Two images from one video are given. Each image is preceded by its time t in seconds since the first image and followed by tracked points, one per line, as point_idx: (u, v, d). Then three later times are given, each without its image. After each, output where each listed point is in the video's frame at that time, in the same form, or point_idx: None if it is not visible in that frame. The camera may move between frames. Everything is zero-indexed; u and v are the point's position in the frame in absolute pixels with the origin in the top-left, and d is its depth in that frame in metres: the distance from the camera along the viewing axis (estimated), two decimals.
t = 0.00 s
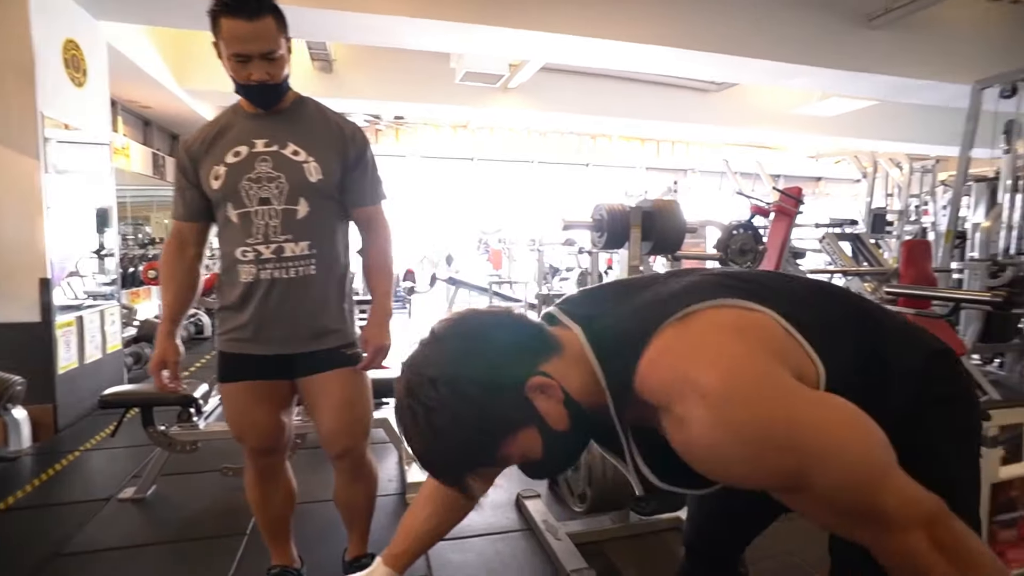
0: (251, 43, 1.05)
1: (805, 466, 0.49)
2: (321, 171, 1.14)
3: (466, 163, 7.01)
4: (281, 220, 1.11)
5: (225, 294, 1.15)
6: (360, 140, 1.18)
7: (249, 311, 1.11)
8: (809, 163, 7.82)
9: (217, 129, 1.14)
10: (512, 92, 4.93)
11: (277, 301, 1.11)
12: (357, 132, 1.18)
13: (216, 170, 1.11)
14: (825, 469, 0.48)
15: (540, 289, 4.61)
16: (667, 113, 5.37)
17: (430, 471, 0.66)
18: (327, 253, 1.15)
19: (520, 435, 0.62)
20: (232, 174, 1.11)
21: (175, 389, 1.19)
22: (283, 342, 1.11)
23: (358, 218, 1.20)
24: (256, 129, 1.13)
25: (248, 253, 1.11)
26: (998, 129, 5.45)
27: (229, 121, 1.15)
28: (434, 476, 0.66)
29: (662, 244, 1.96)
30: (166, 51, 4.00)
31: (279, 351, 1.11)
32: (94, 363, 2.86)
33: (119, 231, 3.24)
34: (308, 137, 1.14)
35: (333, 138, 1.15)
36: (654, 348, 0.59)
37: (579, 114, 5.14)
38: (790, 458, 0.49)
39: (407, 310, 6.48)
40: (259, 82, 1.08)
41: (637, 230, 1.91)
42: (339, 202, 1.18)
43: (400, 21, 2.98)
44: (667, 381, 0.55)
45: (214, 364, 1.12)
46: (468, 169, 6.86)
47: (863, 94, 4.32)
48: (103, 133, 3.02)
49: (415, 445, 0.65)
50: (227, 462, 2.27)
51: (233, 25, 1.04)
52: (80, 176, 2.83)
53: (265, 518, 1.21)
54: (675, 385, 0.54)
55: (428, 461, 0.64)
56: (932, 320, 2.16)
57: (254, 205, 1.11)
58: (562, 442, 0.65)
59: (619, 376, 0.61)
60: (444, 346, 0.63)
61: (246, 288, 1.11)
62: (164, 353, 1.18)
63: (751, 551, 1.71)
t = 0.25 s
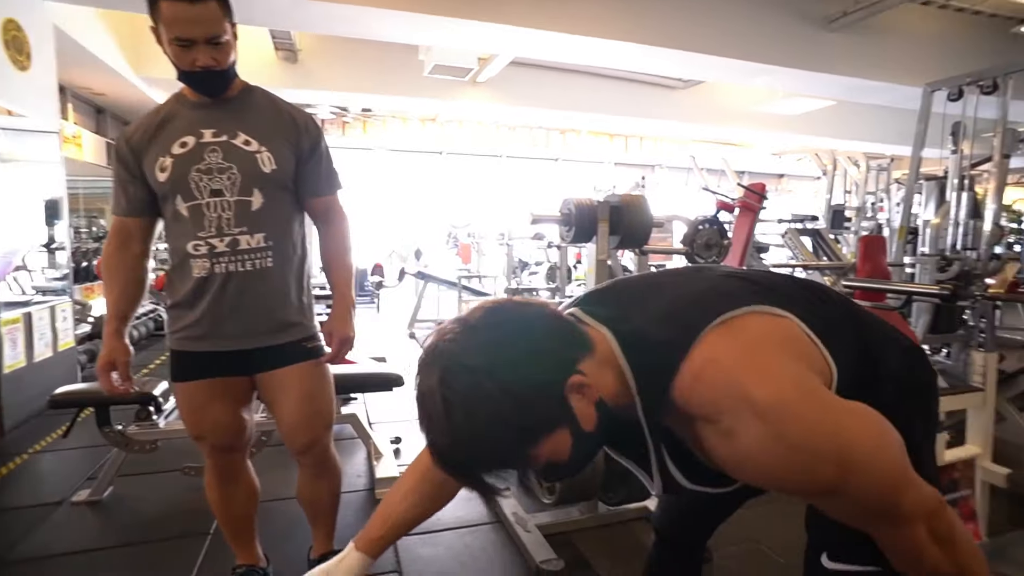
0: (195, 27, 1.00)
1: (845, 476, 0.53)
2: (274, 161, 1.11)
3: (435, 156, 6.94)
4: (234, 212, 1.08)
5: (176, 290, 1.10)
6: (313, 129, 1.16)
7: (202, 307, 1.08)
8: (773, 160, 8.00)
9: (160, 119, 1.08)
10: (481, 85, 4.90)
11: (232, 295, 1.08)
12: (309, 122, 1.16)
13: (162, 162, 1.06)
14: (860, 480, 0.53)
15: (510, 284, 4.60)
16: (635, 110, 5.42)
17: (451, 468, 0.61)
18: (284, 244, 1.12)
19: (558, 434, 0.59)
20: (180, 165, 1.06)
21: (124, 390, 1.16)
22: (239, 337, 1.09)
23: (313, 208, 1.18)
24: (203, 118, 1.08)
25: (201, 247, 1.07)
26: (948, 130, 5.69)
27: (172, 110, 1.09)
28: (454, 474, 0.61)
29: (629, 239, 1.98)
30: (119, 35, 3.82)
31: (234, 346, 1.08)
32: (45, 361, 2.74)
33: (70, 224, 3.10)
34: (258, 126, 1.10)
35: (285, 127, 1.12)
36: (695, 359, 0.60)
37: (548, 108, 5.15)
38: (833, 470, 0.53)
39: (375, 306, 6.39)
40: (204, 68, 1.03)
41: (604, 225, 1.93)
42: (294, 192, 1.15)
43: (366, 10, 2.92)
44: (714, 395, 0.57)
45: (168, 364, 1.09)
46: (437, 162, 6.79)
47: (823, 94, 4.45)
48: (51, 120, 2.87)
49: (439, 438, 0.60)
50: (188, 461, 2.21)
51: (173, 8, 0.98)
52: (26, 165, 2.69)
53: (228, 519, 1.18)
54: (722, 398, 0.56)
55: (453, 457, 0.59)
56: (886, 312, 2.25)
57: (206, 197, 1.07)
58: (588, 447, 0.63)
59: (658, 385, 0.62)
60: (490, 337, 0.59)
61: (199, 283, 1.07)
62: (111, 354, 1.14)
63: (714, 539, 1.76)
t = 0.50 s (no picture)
0: (165, 9, 0.98)
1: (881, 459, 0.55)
2: (253, 149, 1.09)
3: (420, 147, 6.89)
4: (214, 202, 1.06)
5: (155, 282, 1.08)
6: (290, 117, 1.15)
7: (183, 298, 1.06)
8: (756, 151, 8.07)
9: (131, 108, 1.06)
10: (466, 75, 4.87)
11: (214, 285, 1.07)
12: (286, 110, 1.15)
13: (136, 151, 1.04)
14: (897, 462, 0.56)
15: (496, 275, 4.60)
16: (620, 101, 5.43)
17: (498, 427, 0.56)
18: (265, 233, 1.11)
19: (615, 402, 0.55)
20: (155, 154, 1.04)
21: (109, 386, 1.14)
22: (221, 328, 1.07)
23: (292, 196, 1.17)
24: (177, 106, 1.06)
25: (182, 237, 1.05)
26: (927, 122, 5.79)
27: (142, 97, 1.06)
28: (501, 433, 0.56)
29: (615, 228, 1.99)
30: (94, 22, 3.73)
31: (216, 338, 1.07)
32: (23, 357, 2.68)
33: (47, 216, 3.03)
34: (235, 113, 1.09)
35: (261, 115, 1.11)
36: (740, 341, 0.60)
37: (533, 99, 5.13)
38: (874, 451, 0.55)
39: (361, 298, 6.35)
40: (176, 53, 1.01)
41: (590, 214, 1.94)
42: (273, 181, 1.14)
43: None
44: (762, 375, 0.57)
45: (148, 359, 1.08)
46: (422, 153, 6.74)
47: (805, 86, 4.49)
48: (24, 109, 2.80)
49: (491, 392, 0.55)
50: (172, 455, 2.19)
51: None
52: None
53: (215, 514, 1.18)
54: (770, 379, 0.56)
55: (504, 415, 0.54)
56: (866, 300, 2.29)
57: (184, 187, 1.05)
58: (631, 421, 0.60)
59: (698, 363, 0.61)
60: (558, 291, 0.55)
61: (179, 274, 1.06)
62: (93, 350, 1.11)
63: (699, 523, 1.79)
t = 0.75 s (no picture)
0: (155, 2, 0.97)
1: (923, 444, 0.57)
2: (245, 144, 1.09)
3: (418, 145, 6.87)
4: (205, 197, 1.06)
5: (145, 277, 1.08)
6: (282, 113, 1.15)
7: (174, 294, 1.06)
8: (754, 152, 8.07)
9: (122, 102, 1.06)
10: (464, 73, 4.86)
11: (205, 281, 1.06)
12: (278, 106, 1.15)
13: (127, 145, 1.03)
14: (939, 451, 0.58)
15: (493, 274, 4.59)
16: (618, 100, 5.43)
17: (556, 335, 0.49)
18: (257, 229, 1.11)
19: (689, 342, 0.49)
20: (146, 148, 1.03)
21: (93, 382, 1.14)
22: (211, 324, 1.07)
23: (285, 192, 1.16)
24: (168, 100, 1.06)
25: (172, 233, 1.05)
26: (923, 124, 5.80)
27: (133, 92, 1.06)
28: (558, 342, 0.49)
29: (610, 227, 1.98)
30: (90, 17, 3.71)
31: (207, 334, 1.07)
32: (17, 352, 2.67)
33: (41, 211, 3.02)
34: (227, 108, 1.08)
35: (254, 110, 1.11)
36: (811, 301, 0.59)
37: (531, 97, 5.13)
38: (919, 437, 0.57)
39: (357, 296, 6.34)
40: (166, 45, 1.00)
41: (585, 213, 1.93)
42: (265, 176, 1.14)
43: None
44: (833, 339, 0.57)
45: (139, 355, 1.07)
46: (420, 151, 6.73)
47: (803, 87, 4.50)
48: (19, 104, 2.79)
49: (564, 294, 0.48)
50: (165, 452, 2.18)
51: None
52: None
53: (208, 509, 1.17)
54: (842, 344, 0.56)
55: (572, 321, 0.47)
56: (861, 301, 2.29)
57: (175, 181, 1.05)
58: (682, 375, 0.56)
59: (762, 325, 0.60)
60: (670, 207, 0.48)
61: (170, 269, 1.06)
62: (78, 346, 1.11)
63: (692, 523, 1.79)
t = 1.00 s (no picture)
0: None
1: (937, 393, 0.67)
2: (226, 140, 1.07)
3: (405, 141, 6.83)
4: (185, 193, 1.04)
5: (123, 275, 1.06)
6: (264, 108, 1.13)
7: (151, 292, 1.05)
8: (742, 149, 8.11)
9: (99, 95, 1.04)
10: (451, 70, 4.83)
11: (184, 279, 1.05)
12: (260, 102, 1.13)
13: (104, 139, 1.01)
14: (951, 404, 0.68)
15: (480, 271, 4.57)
16: (606, 97, 5.43)
17: (657, 243, 0.52)
18: (238, 226, 1.10)
19: (760, 273, 0.55)
20: (123, 142, 1.02)
21: (70, 381, 1.12)
22: (191, 323, 1.06)
23: (266, 189, 1.15)
24: (147, 94, 1.04)
25: (151, 229, 1.03)
26: (906, 122, 5.87)
27: (111, 84, 1.04)
28: (658, 250, 0.52)
29: (596, 224, 1.99)
30: (67, 7, 3.61)
31: (187, 332, 1.06)
32: None
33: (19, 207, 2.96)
34: (208, 103, 1.07)
35: (236, 105, 1.09)
36: (855, 259, 0.68)
37: (519, 94, 5.12)
38: (935, 386, 0.67)
39: (345, 293, 6.30)
40: (143, 35, 0.99)
41: (571, 210, 1.93)
42: (247, 172, 1.12)
43: None
44: (877, 294, 0.67)
45: (118, 353, 1.06)
46: (407, 147, 6.69)
47: (789, 85, 4.53)
48: None
49: (678, 202, 0.51)
50: (148, 451, 2.15)
51: None
52: None
53: (190, 509, 1.16)
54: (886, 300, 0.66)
55: (680, 230, 0.51)
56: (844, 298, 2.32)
57: (153, 177, 1.03)
58: (734, 314, 0.61)
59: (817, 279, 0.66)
60: (782, 143, 0.54)
61: (149, 266, 1.04)
62: (55, 344, 1.09)
63: (677, 518, 1.81)
